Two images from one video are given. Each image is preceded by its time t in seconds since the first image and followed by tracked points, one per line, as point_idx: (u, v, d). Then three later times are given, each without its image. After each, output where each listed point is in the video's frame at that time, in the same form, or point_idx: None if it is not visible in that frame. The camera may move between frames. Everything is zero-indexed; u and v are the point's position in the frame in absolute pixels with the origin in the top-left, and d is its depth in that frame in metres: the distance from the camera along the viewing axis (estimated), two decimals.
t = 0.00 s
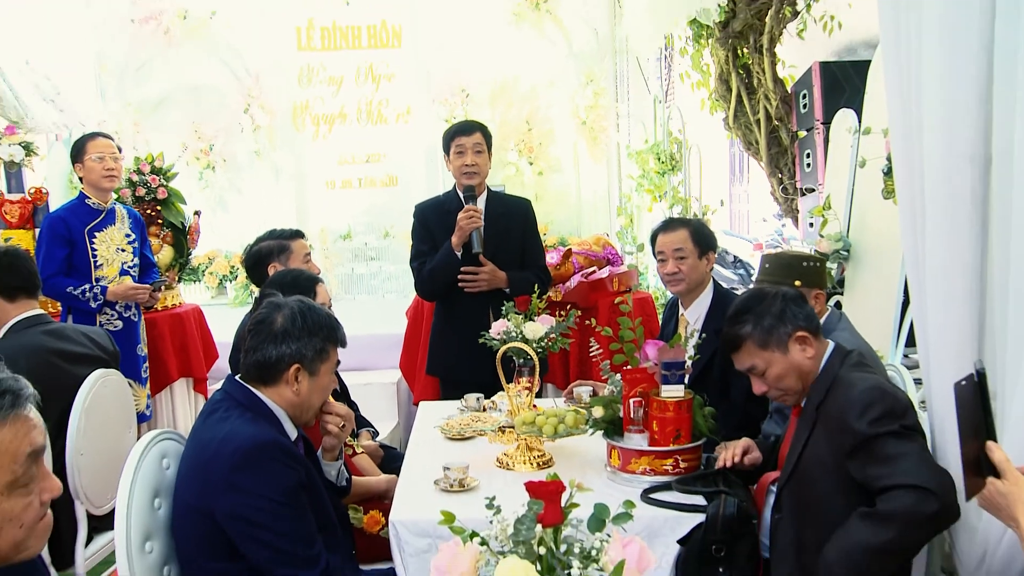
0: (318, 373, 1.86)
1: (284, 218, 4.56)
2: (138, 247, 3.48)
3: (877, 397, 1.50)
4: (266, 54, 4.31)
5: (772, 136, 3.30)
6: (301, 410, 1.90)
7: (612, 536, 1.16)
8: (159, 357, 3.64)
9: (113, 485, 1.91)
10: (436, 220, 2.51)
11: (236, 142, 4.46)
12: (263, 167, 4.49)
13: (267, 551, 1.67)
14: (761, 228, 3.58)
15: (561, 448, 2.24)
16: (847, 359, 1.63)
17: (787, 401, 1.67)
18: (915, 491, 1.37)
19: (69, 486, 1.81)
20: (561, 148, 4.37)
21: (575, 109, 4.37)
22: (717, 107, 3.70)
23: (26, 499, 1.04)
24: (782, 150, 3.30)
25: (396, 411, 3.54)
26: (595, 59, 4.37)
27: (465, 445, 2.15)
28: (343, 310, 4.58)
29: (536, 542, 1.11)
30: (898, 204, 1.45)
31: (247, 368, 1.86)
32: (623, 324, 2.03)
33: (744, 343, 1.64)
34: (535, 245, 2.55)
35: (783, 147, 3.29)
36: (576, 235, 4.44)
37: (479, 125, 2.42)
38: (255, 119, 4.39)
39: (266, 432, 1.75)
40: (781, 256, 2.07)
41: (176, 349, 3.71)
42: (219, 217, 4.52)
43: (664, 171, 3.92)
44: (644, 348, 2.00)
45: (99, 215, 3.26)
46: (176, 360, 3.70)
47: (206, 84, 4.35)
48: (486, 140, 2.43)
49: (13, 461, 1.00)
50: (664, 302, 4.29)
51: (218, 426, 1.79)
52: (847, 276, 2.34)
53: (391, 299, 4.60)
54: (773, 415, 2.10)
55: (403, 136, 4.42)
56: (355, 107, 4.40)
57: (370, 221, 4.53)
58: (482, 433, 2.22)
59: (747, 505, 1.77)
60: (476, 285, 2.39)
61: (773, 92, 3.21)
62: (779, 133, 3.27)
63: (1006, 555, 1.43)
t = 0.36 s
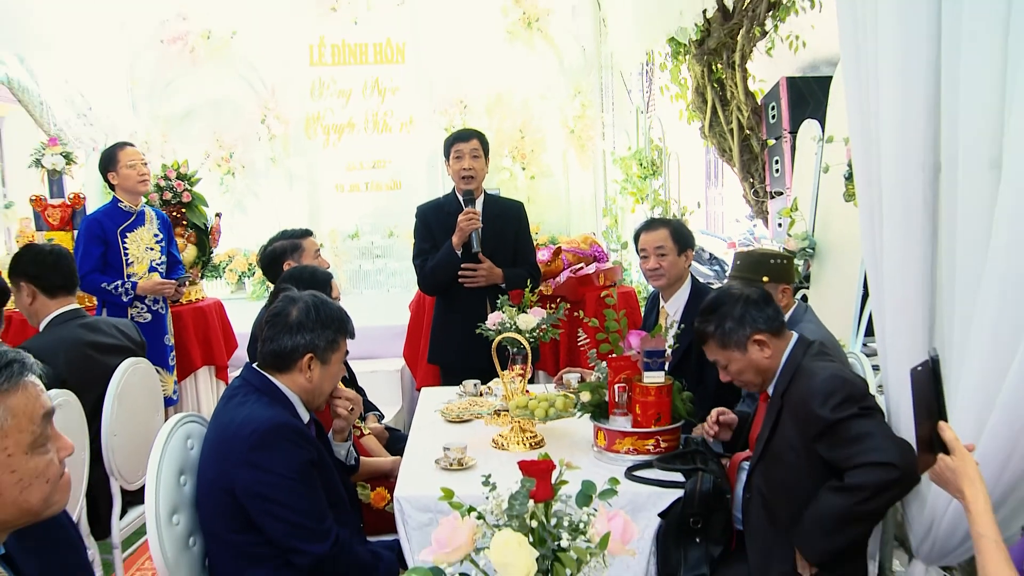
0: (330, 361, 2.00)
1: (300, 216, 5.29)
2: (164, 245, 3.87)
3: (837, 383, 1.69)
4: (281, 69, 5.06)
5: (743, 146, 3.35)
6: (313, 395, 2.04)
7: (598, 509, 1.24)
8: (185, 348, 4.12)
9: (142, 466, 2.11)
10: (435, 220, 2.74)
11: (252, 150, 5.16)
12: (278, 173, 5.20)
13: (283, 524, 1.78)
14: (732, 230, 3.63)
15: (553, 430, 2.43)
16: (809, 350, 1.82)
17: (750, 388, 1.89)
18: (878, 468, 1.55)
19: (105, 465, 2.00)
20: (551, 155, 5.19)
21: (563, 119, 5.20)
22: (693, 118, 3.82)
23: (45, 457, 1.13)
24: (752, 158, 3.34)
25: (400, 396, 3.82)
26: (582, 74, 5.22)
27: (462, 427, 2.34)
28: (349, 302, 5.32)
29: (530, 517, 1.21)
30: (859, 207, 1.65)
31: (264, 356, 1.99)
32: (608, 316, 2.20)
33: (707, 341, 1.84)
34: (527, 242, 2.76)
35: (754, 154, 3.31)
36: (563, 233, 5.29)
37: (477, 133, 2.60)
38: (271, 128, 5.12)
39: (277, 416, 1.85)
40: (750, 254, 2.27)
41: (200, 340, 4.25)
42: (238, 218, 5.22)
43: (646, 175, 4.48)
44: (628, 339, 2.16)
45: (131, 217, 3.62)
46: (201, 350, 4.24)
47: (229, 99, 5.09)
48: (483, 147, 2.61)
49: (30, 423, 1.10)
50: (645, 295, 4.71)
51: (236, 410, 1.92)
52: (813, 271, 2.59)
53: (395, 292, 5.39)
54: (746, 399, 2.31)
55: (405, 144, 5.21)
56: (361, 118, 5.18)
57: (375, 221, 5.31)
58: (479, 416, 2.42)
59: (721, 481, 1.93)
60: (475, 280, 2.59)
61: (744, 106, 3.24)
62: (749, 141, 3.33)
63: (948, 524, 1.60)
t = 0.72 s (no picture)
0: (336, 351, 2.05)
1: (306, 217, 5.47)
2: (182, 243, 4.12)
3: (807, 380, 1.84)
4: (290, 79, 5.25)
5: (721, 151, 3.62)
6: (321, 383, 2.09)
7: (587, 489, 1.35)
8: (202, 339, 4.34)
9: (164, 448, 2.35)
10: (438, 220, 2.96)
11: (263, 154, 5.37)
12: (287, 175, 5.41)
13: (293, 504, 1.82)
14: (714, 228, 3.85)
15: (544, 416, 2.59)
16: (782, 342, 1.96)
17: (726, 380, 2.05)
18: (847, 472, 1.74)
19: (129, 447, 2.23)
20: (542, 158, 5.39)
21: (552, 126, 5.39)
22: (676, 125, 4.03)
23: (71, 433, 1.24)
24: (729, 162, 3.59)
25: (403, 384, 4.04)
26: (572, 83, 5.42)
27: (458, 413, 2.51)
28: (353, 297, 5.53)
29: (521, 495, 1.30)
30: (828, 205, 1.81)
31: (273, 346, 2.03)
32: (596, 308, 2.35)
33: (683, 338, 2.01)
34: (523, 239, 2.96)
35: (730, 158, 3.58)
36: (555, 231, 5.51)
37: (475, 137, 2.77)
38: (282, 134, 5.33)
39: (290, 401, 1.90)
40: (727, 251, 2.44)
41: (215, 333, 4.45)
42: (251, 218, 5.46)
43: (630, 178, 4.67)
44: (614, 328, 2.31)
45: (152, 218, 3.91)
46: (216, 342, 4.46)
47: (242, 108, 5.31)
48: (482, 150, 2.78)
49: (60, 400, 1.22)
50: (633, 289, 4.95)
51: (248, 397, 1.95)
52: (785, 266, 2.93)
53: (397, 287, 5.58)
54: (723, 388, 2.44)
55: (406, 148, 5.35)
56: (365, 124, 5.32)
57: (379, 220, 5.48)
58: (476, 402, 2.59)
59: (701, 461, 1.98)
60: (482, 270, 2.75)
61: (721, 115, 3.49)
62: (727, 148, 3.57)
63: (909, 498, 1.71)
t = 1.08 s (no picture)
0: (328, 344, 2.02)
1: (298, 211, 5.48)
2: (173, 238, 4.12)
3: (800, 368, 1.84)
4: (281, 73, 5.24)
5: (713, 144, 3.66)
6: (314, 376, 2.06)
7: (578, 482, 1.33)
8: (193, 333, 4.34)
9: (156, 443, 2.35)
10: (432, 213, 2.99)
11: (254, 148, 5.36)
12: (278, 169, 5.41)
13: (284, 497, 1.80)
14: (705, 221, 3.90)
15: (536, 409, 2.59)
16: (773, 335, 1.96)
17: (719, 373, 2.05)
18: (843, 451, 1.72)
19: (122, 442, 2.24)
20: (534, 153, 5.38)
21: (545, 119, 5.35)
22: (668, 119, 4.10)
23: (57, 423, 1.24)
24: (721, 155, 3.64)
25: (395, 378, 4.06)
26: (563, 77, 5.31)
27: (450, 406, 2.51)
28: (346, 292, 5.54)
29: (512, 489, 1.28)
30: (819, 198, 1.80)
31: (263, 342, 2.00)
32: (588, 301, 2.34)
33: (675, 332, 2.00)
34: (517, 233, 3.02)
35: (721, 151, 3.63)
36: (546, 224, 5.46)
37: (469, 131, 2.79)
38: (273, 128, 5.32)
39: (281, 395, 1.88)
40: (718, 244, 2.44)
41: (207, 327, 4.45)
42: (242, 212, 5.45)
43: (621, 171, 4.66)
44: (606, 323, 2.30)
45: (142, 213, 3.90)
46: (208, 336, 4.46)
47: (233, 102, 5.29)
48: (478, 144, 2.81)
49: (45, 389, 1.21)
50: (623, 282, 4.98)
51: (239, 391, 1.93)
52: (777, 260, 2.96)
53: (389, 281, 5.58)
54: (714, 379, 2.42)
55: (397, 143, 5.35)
56: (357, 118, 5.33)
57: (371, 214, 5.48)
58: (467, 396, 2.60)
59: (693, 454, 1.96)
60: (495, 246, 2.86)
61: (714, 108, 3.53)
62: (718, 141, 3.62)
63: (901, 488, 1.72)
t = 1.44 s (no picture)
0: (317, 338, 1.98)
1: (289, 208, 5.48)
2: (164, 235, 4.12)
3: (791, 361, 1.84)
4: (272, 69, 5.23)
5: (705, 139, 3.67)
6: (308, 371, 2.04)
7: (570, 478, 1.31)
8: (184, 330, 4.33)
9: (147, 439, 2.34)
10: (427, 209, 3.01)
11: (245, 144, 5.35)
12: (270, 165, 5.41)
13: (275, 494, 1.79)
14: (697, 217, 3.92)
15: (527, 405, 2.59)
16: (765, 330, 1.96)
17: (711, 367, 2.05)
18: (839, 440, 1.72)
19: (113, 440, 2.22)
20: (526, 149, 5.36)
21: (537, 115, 5.36)
22: (660, 114, 4.13)
23: (41, 416, 1.24)
24: (713, 151, 3.65)
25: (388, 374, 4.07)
26: (555, 72, 5.41)
27: (442, 403, 2.51)
28: (339, 289, 5.55)
29: (505, 485, 1.26)
30: (810, 193, 1.81)
31: (250, 341, 1.97)
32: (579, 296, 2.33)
33: (666, 327, 2.01)
34: (510, 229, 3.04)
35: (713, 148, 3.65)
36: (538, 221, 5.50)
37: (462, 126, 2.80)
38: (264, 124, 5.30)
39: (272, 392, 1.86)
40: (709, 240, 2.45)
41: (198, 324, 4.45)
42: (233, 209, 5.45)
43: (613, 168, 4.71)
44: (598, 319, 2.28)
45: (134, 210, 3.90)
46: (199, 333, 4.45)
47: (224, 98, 5.28)
48: (471, 139, 2.82)
49: (28, 382, 1.21)
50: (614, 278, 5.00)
51: (231, 387, 1.92)
52: (768, 255, 2.98)
53: (381, 278, 5.59)
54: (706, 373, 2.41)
55: (389, 139, 5.35)
56: (348, 114, 5.32)
57: (363, 211, 5.48)
58: (459, 392, 2.60)
59: (685, 449, 1.96)
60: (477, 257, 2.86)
61: (705, 104, 3.55)
62: (710, 136, 3.63)
63: (893, 482, 1.72)
